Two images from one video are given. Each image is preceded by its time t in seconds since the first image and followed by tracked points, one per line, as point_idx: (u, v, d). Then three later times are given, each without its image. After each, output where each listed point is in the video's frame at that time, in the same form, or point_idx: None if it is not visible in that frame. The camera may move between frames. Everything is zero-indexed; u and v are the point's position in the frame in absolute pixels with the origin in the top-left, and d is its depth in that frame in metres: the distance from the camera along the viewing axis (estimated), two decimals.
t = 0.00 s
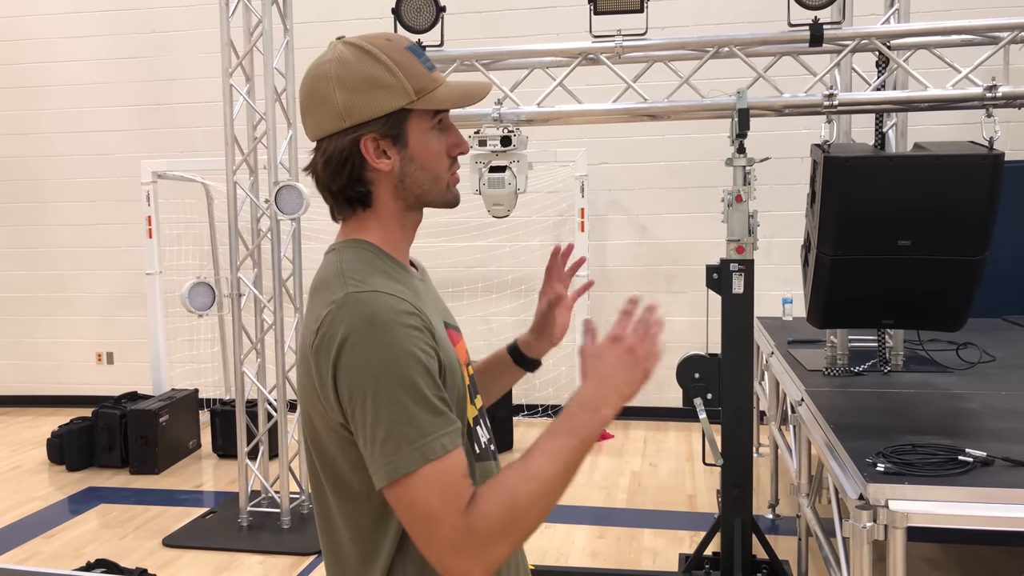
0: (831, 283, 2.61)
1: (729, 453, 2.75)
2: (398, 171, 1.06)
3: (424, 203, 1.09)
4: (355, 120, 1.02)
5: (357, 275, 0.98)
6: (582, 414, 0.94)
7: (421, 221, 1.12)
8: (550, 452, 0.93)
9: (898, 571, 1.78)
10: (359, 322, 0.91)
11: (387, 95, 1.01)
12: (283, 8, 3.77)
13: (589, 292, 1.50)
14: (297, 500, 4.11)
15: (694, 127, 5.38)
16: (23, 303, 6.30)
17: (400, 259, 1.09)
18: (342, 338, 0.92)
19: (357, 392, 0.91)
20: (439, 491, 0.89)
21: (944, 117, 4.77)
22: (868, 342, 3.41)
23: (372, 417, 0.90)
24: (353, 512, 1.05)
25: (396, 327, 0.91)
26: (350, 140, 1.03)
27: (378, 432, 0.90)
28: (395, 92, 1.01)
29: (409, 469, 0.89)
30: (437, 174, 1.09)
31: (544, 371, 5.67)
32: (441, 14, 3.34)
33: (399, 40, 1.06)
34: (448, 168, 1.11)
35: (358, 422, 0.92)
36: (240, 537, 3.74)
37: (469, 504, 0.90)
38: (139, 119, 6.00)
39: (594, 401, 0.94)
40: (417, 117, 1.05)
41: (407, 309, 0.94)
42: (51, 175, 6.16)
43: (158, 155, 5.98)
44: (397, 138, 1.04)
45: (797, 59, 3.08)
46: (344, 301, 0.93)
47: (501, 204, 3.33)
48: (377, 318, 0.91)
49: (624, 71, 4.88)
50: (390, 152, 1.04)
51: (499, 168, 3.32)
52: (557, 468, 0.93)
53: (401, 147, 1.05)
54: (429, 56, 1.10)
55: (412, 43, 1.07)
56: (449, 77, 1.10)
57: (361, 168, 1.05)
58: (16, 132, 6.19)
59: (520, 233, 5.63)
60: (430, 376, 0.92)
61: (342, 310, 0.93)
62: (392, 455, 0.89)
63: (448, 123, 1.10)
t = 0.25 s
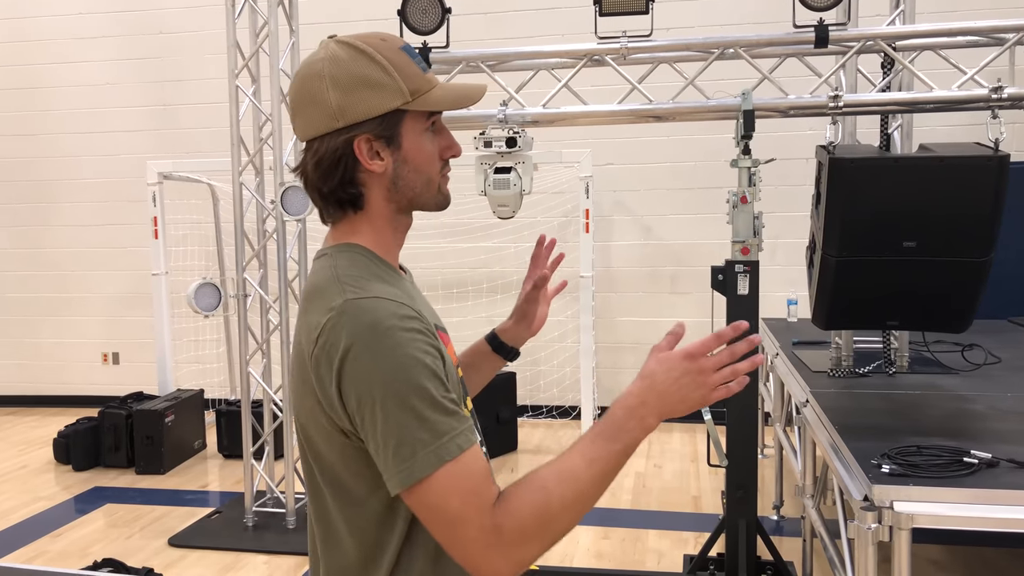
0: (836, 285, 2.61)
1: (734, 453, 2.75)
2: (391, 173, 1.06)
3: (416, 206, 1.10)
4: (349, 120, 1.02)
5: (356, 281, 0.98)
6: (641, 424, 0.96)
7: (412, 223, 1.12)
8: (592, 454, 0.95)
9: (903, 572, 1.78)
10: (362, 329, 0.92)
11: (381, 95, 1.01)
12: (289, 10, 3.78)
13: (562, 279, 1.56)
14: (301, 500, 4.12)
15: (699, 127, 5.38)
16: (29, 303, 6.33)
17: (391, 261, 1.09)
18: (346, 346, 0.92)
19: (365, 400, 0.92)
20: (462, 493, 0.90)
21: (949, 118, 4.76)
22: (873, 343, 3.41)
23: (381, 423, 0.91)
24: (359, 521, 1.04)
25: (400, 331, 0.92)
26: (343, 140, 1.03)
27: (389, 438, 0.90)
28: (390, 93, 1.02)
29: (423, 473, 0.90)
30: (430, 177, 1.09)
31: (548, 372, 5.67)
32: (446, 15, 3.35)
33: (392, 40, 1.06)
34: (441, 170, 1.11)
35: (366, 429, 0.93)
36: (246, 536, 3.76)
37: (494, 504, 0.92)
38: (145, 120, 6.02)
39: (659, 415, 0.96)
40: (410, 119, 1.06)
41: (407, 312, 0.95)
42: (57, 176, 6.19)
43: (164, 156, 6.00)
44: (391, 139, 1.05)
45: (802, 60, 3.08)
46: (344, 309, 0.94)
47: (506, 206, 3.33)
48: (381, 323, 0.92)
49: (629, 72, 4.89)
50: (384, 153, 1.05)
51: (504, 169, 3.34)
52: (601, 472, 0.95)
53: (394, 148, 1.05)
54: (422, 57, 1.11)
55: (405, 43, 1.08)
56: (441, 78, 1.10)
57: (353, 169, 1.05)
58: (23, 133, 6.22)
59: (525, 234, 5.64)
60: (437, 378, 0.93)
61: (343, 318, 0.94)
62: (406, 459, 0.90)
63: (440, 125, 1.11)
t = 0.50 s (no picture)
0: (838, 287, 2.62)
1: (737, 455, 2.75)
2: (380, 177, 1.08)
3: (405, 210, 1.11)
4: (337, 125, 1.04)
5: (344, 288, 0.99)
6: (621, 435, 0.97)
7: (404, 227, 1.14)
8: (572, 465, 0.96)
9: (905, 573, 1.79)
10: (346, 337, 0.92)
11: (368, 99, 1.03)
12: (294, 12, 3.80)
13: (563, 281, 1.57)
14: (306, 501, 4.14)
15: (703, 129, 5.39)
16: (36, 304, 6.37)
17: (380, 264, 1.11)
18: (330, 353, 0.93)
19: (348, 408, 0.92)
20: (441, 503, 0.91)
21: (953, 120, 4.76)
22: (876, 345, 3.42)
23: (364, 432, 0.91)
24: (347, 527, 1.05)
25: (383, 340, 0.93)
26: (332, 144, 1.05)
27: (371, 446, 0.91)
28: (378, 97, 1.03)
29: (404, 481, 0.90)
30: (420, 181, 1.10)
31: (552, 374, 5.68)
32: (450, 18, 3.37)
33: (384, 44, 1.07)
34: (431, 175, 1.12)
35: (349, 436, 0.94)
36: (251, 536, 3.78)
37: (474, 514, 0.92)
38: (151, 121, 6.06)
39: (639, 427, 0.97)
40: (400, 123, 1.07)
41: (392, 321, 0.95)
42: (64, 177, 6.23)
43: (170, 157, 6.03)
44: (380, 143, 1.06)
45: (806, 63, 3.09)
46: (330, 316, 0.95)
47: (510, 207, 3.35)
48: (364, 332, 0.93)
49: (633, 75, 4.90)
50: (373, 158, 1.06)
51: (508, 171, 3.35)
52: (580, 484, 0.96)
53: (383, 153, 1.07)
54: (416, 60, 1.12)
55: (398, 46, 1.09)
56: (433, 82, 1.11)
57: (342, 173, 1.07)
58: (30, 134, 6.26)
59: (529, 236, 5.65)
60: (420, 387, 0.94)
61: (328, 325, 0.94)
62: (387, 468, 0.91)
63: (432, 129, 1.12)
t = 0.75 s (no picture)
0: (840, 288, 2.63)
1: (738, 456, 2.77)
2: (378, 178, 1.10)
3: (403, 211, 1.14)
4: (336, 128, 1.06)
5: (332, 286, 1.00)
6: (584, 442, 0.98)
7: (401, 228, 1.16)
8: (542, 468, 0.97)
9: (903, 572, 1.81)
10: (328, 336, 0.94)
11: (366, 102, 1.05)
12: (300, 15, 3.83)
13: (592, 304, 1.52)
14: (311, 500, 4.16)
15: (707, 132, 5.41)
16: (44, 304, 6.42)
17: (376, 263, 1.13)
18: (312, 352, 0.94)
19: (328, 405, 0.94)
20: (410, 503, 0.92)
21: (956, 122, 4.77)
22: (878, 347, 3.43)
23: (342, 430, 0.93)
24: (334, 520, 1.07)
25: (365, 342, 0.94)
26: (331, 146, 1.07)
27: (349, 445, 0.92)
28: (375, 100, 1.05)
29: (379, 480, 0.92)
30: (417, 182, 1.13)
31: (556, 375, 5.70)
32: (455, 22, 3.40)
33: (381, 48, 1.10)
34: (429, 176, 1.15)
35: (329, 433, 0.95)
36: (256, 535, 3.81)
37: (447, 513, 0.93)
38: (158, 123, 6.10)
39: (603, 433, 0.98)
40: (398, 124, 1.09)
41: (375, 323, 0.96)
42: (71, 178, 6.27)
43: (176, 159, 6.08)
44: (378, 145, 1.08)
45: (808, 67, 3.11)
46: (314, 314, 0.96)
47: (513, 209, 3.37)
48: (346, 332, 0.94)
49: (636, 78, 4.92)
50: (371, 159, 1.09)
51: (512, 173, 3.38)
52: (546, 490, 0.96)
53: (381, 155, 1.09)
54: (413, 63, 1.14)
55: (395, 50, 1.11)
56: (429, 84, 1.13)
57: (341, 175, 1.09)
58: (37, 135, 6.31)
59: (534, 237, 5.67)
60: (399, 387, 0.94)
61: (312, 323, 0.96)
62: (363, 465, 0.92)
63: (430, 131, 1.14)
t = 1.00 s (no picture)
0: (838, 292, 2.65)
1: (737, 458, 2.79)
2: (380, 181, 1.12)
3: (404, 213, 1.16)
4: (339, 131, 1.08)
5: (326, 286, 1.03)
6: (536, 471, 1.02)
7: (402, 230, 1.18)
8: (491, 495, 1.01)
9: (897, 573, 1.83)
10: (314, 337, 0.96)
11: (368, 106, 1.07)
12: (304, 18, 3.86)
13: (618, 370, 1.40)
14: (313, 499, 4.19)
15: (708, 135, 5.43)
16: (49, 304, 6.46)
17: (377, 265, 1.15)
18: (299, 349, 0.97)
19: (308, 403, 0.96)
20: (371, 507, 0.94)
21: (957, 126, 4.78)
22: (877, 350, 3.45)
23: (318, 428, 0.95)
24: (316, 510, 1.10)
25: (353, 346, 0.96)
26: (334, 149, 1.10)
27: (323, 443, 0.95)
28: (377, 104, 1.08)
29: (347, 480, 0.94)
30: (418, 185, 1.15)
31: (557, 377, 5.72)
32: (457, 25, 3.42)
33: (383, 55, 1.13)
34: (429, 178, 1.17)
35: (307, 430, 0.98)
36: (259, 533, 3.84)
37: (404, 522, 0.96)
38: (163, 124, 6.14)
39: (553, 464, 1.02)
40: (398, 128, 1.12)
41: (366, 328, 0.98)
42: (76, 179, 6.32)
43: (180, 160, 6.12)
44: (379, 148, 1.11)
45: (807, 71, 3.13)
46: (306, 313, 0.98)
47: (514, 211, 3.40)
48: (336, 335, 0.96)
49: (637, 81, 4.95)
50: (373, 162, 1.11)
51: (513, 176, 3.40)
52: (497, 512, 1.00)
53: (382, 157, 1.12)
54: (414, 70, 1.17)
55: (397, 57, 1.14)
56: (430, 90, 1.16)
57: (344, 177, 1.12)
58: (43, 136, 6.36)
59: (536, 239, 5.70)
60: (378, 392, 0.96)
61: (304, 322, 0.98)
62: (335, 464, 0.94)
63: (430, 135, 1.17)
